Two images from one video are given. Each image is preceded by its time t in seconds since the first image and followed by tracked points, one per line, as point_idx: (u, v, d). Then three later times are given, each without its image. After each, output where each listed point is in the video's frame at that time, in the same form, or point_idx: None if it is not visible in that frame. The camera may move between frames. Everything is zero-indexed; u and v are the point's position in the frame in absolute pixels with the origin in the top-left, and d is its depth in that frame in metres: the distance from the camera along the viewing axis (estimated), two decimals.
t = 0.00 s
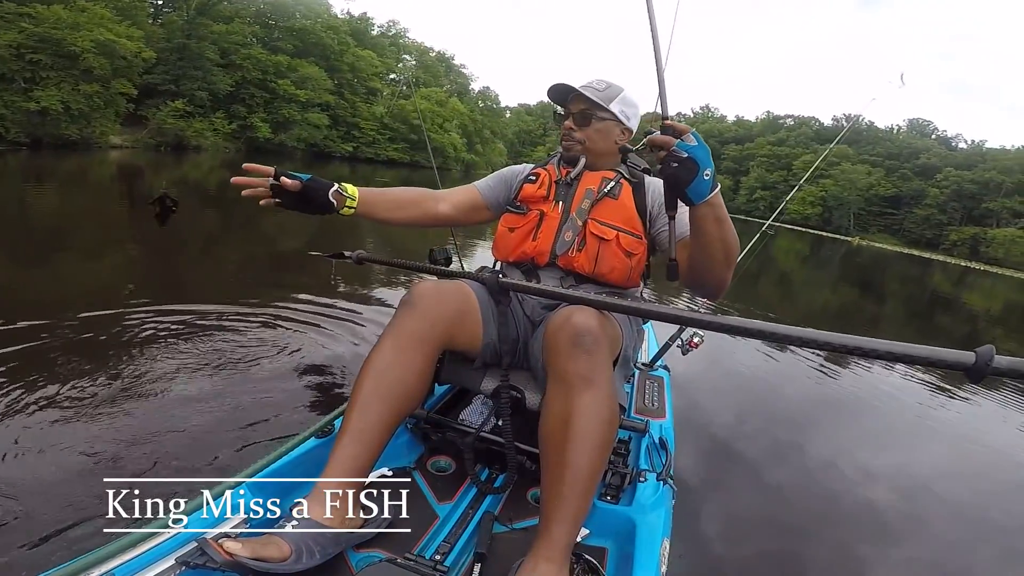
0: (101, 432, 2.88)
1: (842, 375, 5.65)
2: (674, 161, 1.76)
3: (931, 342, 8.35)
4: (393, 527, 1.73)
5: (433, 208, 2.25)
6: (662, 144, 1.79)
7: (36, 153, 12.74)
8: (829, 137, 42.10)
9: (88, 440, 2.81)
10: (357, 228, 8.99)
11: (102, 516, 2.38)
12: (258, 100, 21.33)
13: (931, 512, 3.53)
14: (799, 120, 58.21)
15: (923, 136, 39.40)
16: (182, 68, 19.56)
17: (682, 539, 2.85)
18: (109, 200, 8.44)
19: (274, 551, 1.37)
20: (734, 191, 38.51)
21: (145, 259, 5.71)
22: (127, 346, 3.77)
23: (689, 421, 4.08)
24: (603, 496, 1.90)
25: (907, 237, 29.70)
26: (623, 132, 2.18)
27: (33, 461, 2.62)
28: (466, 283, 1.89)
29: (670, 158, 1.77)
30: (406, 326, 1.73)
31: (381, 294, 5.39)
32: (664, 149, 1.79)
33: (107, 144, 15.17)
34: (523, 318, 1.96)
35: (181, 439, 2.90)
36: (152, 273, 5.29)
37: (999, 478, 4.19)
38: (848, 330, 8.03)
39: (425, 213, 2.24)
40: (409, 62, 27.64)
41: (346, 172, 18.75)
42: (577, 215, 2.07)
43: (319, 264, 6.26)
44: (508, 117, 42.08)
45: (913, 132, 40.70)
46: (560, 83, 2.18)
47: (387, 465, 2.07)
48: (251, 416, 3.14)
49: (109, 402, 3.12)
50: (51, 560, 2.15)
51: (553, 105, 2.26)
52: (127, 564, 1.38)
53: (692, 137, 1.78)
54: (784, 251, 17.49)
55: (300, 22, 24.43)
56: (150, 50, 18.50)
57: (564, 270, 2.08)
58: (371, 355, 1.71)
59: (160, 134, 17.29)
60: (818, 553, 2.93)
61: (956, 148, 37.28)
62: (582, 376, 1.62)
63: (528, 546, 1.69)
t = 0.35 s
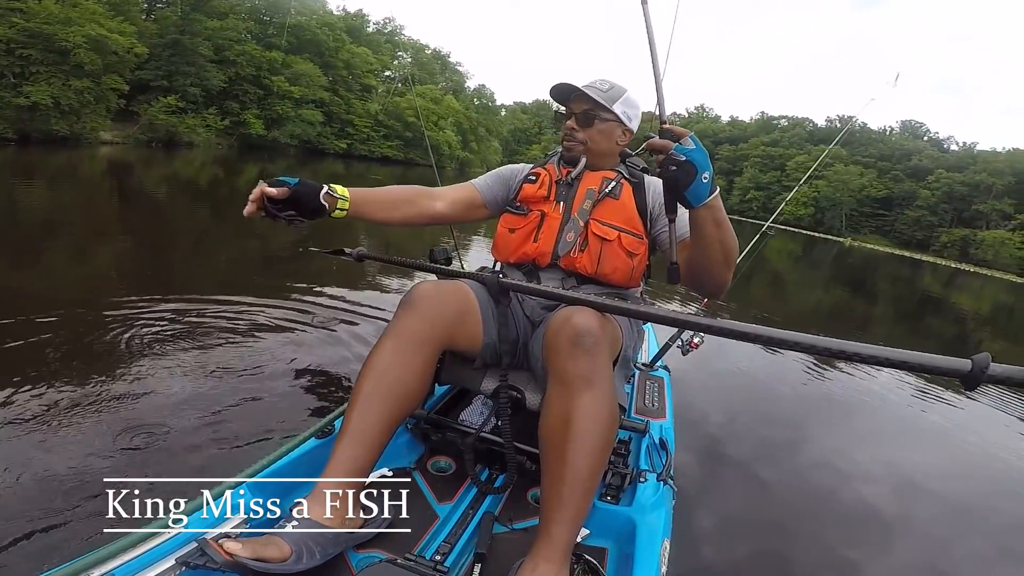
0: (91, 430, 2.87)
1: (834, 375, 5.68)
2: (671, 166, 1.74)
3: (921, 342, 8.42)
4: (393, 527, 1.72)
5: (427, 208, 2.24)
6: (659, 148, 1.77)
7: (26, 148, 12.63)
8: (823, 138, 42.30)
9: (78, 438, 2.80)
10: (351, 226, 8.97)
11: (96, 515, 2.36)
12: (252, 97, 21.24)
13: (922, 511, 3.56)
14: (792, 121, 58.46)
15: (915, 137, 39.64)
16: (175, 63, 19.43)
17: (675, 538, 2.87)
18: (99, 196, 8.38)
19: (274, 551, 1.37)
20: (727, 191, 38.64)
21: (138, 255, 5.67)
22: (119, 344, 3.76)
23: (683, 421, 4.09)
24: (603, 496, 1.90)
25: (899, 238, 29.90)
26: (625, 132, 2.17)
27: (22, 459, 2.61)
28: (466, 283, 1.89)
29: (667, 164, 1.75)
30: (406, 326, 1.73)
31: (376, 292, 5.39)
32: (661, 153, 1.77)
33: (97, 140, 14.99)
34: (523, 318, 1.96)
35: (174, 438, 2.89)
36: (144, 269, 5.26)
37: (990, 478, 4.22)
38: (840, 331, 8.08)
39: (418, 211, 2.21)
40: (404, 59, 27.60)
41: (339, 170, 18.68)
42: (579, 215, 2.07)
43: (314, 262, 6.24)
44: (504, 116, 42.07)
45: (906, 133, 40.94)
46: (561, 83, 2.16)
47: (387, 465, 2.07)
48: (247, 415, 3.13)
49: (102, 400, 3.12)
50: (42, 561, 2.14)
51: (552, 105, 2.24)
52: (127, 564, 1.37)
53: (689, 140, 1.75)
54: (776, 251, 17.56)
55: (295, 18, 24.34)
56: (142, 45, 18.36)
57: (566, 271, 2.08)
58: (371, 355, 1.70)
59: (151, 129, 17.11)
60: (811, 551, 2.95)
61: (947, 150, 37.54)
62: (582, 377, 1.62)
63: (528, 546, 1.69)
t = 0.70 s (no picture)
0: (81, 427, 2.85)
1: (828, 374, 5.72)
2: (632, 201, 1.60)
3: (912, 342, 8.48)
4: (392, 526, 1.72)
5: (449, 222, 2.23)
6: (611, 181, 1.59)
7: (15, 145, 12.51)
8: (815, 138, 42.49)
9: (68, 435, 2.78)
10: (345, 225, 8.93)
11: (88, 514, 2.34)
12: (245, 94, 21.13)
13: (913, 510, 3.58)
14: (785, 121, 58.68)
15: (906, 138, 39.88)
16: (167, 61, 19.26)
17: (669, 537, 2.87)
18: (90, 194, 8.30)
19: (272, 551, 1.36)
20: (720, 190, 38.76)
21: (128, 254, 5.62)
22: (110, 342, 3.74)
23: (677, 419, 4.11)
24: (602, 497, 1.91)
25: (890, 238, 30.09)
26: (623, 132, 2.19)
27: (10, 457, 2.58)
28: (464, 283, 1.88)
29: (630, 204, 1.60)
30: (405, 325, 1.73)
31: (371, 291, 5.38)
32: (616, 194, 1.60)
33: (87, 138, 14.86)
34: (522, 318, 1.96)
35: (167, 435, 2.87)
36: (136, 268, 5.22)
37: (981, 477, 4.26)
38: (831, 329, 8.13)
39: (440, 223, 2.20)
40: (399, 57, 27.58)
41: (333, 168, 18.63)
42: (576, 214, 2.07)
43: (307, 260, 6.22)
44: (498, 115, 42.03)
45: (898, 133, 41.17)
46: (563, 84, 2.16)
47: (386, 465, 2.06)
48: (242, 414, 3.12)
49: (92, 397, 3.10)
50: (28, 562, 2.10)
51: (552, 106, 2.25)
52: (125, 564, 1.36)
53: (639, 164, 1.65)
54: (769, 250, 17.63)
55: (288, 16, 24.24)
56: (134, 42, 18.21)
57: (564, 270, 2.07)
58: (370, 354, 1.70)
59: (143, 127, 16.97)
60: (803, 549, 2.97)
61: (938, 150, 37.78)
62: (580, 377, 1.62)
63: (527, 546, 1.69)
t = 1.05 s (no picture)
0: (72, 431, 2.84)
1: (822, 371, 5.74)
2: (603, 194, 1.64)
3: (904, 337, 8.53)
4: (391, 527, 1.72)
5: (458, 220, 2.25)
6: (577, 181, 1.64)
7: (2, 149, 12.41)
8: (807, 136, 42.63)
9: (59, 439, 2.77)
10: (338, 226, 8.91)
11: (81, 523, 2.33)
12: (235, 96, 21.04)
13: (907, 506, 3.60)
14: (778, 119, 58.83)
15: (897, 135, 40.07)
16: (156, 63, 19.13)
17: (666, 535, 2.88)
18: (79, 198, 8.23)
19: (271, 551, 1.36)
20: (713, 188, 38.86)
21: (119, 257, 5.59)
22: (102, 345, 3.72)
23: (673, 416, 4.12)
24: (601, 497, 1.91)
25: (882, 235, 30.24)
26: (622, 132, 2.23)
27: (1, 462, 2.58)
28: (463, 283, 1.88)
29: (601, 197, 1.63)
30: (404, 325, 1.72)
31: (366, 292, 5.36)
32: (587, 195, 1.65)
33: (76, 140, 14.75)
34: (521, 319, 1.97)
35: (158, 440, 2.86)
36: (128, 272, 5.18)
37: (973, 473, 4.29)
38: (824, 326, 8.17)
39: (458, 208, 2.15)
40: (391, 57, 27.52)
41: (325, 169, 18.56)
42: (573, 213, 2.07)
43: (301, 262, 6.20)
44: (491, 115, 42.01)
45: (889, 131, 41.35)
46: (566, 83, 2.19)
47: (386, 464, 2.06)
48: (237, 418, 3.11)
49: (83, 400, 3.09)
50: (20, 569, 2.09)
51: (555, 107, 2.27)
52: (125, 563, 1.36)
53: (597, 160, 1.67)
54: (762, 247, 17.68)
55: (279, 17, 24.14)
56: (123, 44, 18.06)
57: (562, 269, 2.08)
58: (368, 354, 1.70)
59: (132, 129, 16.85)
60: (798, 546, 2.98)
61: (929, 147, 37.98)
62: (578, 377, 1.62)
63: (526, 547, 1.69)
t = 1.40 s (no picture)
0: (68, 434, 2.84)
1: (818, 368, 5.76)
2: (599, 211, 1.64)
3: (899, 333, 8.56)
4: (390, 527, 1.71)
5: (467, 221, 2.23)
6: (571, 200, 1.64)
7: None
8: (800, 134, 42.78)
9: (53, 444, 2.76)
10: (332, 228, 8.91)
11: (75, 528, 2.31)
12: (227, 98, 20.97)
13: (901, 501, 3.62)
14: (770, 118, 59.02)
15: (889, 132, 40.26)
16: (146, 65, 19.00)
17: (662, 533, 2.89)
18: (70, 201, 8.17)
19: (269, 552, 1.35)
20: (707, 186, 38.99)
21: (111, 260, 5.56)
22: (96, 348, 3.71)
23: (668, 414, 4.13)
24: (600, 496, 1.91)
25: (874, 232, 30.38)
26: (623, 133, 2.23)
27: None
28: (462, 283, 1.88)
29: (597, 214, 1.64)
30: (403, 325, 1.72)
31: (361, 293, 5.35)
32: (582, 212, 1.66)
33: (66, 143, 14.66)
34: (520, 319, 1.97)
35: (153, 444, 2.85)
36: (120, 275, 5.15)
37: (968, 468, 4.30)
38: (819, 323, 8.20)
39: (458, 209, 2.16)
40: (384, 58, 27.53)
41: (319, 171, 18.50)
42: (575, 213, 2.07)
43: (295, 264, 6.18)
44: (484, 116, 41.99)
45: (881, 128, 41.50)
46: (572, 83, 2.18)
47: (385, 463, 2.06)
48: (233, 421, 3.10)
49: (80, 403, 3.09)
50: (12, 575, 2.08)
51: (559, 105, 2.25)
52: (122, 564, 1.35)
53: (588, 174, 1.66)
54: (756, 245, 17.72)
55: (270, 18, 24.06)
56: (112, 46, 17.94)
57: (562, 269, 2.08)
58: (367, 354, 1.69)
59: (123, 131, 16.75)
60: (794, 542, 2.99)
61: (920, 144, 38.14)
62: (577, 376, 1.62)
63: (525, 547, 1.69)
